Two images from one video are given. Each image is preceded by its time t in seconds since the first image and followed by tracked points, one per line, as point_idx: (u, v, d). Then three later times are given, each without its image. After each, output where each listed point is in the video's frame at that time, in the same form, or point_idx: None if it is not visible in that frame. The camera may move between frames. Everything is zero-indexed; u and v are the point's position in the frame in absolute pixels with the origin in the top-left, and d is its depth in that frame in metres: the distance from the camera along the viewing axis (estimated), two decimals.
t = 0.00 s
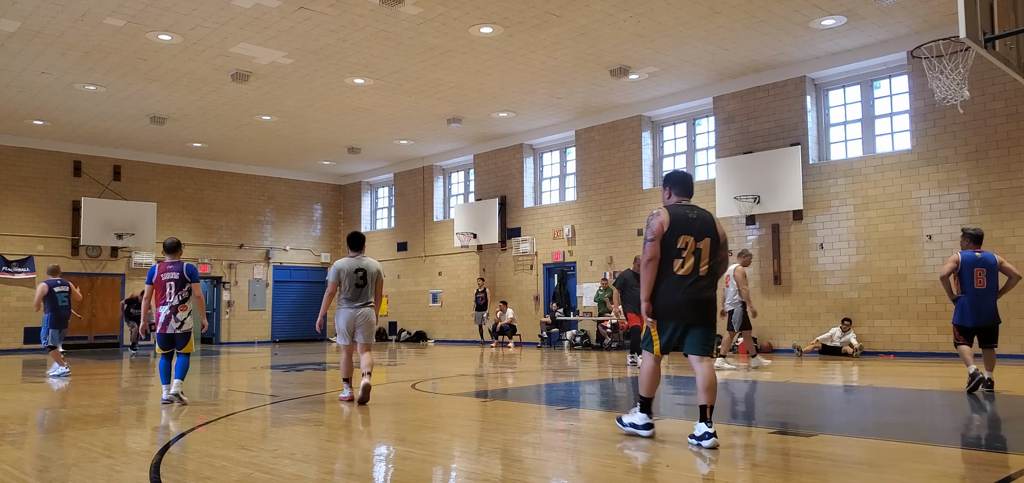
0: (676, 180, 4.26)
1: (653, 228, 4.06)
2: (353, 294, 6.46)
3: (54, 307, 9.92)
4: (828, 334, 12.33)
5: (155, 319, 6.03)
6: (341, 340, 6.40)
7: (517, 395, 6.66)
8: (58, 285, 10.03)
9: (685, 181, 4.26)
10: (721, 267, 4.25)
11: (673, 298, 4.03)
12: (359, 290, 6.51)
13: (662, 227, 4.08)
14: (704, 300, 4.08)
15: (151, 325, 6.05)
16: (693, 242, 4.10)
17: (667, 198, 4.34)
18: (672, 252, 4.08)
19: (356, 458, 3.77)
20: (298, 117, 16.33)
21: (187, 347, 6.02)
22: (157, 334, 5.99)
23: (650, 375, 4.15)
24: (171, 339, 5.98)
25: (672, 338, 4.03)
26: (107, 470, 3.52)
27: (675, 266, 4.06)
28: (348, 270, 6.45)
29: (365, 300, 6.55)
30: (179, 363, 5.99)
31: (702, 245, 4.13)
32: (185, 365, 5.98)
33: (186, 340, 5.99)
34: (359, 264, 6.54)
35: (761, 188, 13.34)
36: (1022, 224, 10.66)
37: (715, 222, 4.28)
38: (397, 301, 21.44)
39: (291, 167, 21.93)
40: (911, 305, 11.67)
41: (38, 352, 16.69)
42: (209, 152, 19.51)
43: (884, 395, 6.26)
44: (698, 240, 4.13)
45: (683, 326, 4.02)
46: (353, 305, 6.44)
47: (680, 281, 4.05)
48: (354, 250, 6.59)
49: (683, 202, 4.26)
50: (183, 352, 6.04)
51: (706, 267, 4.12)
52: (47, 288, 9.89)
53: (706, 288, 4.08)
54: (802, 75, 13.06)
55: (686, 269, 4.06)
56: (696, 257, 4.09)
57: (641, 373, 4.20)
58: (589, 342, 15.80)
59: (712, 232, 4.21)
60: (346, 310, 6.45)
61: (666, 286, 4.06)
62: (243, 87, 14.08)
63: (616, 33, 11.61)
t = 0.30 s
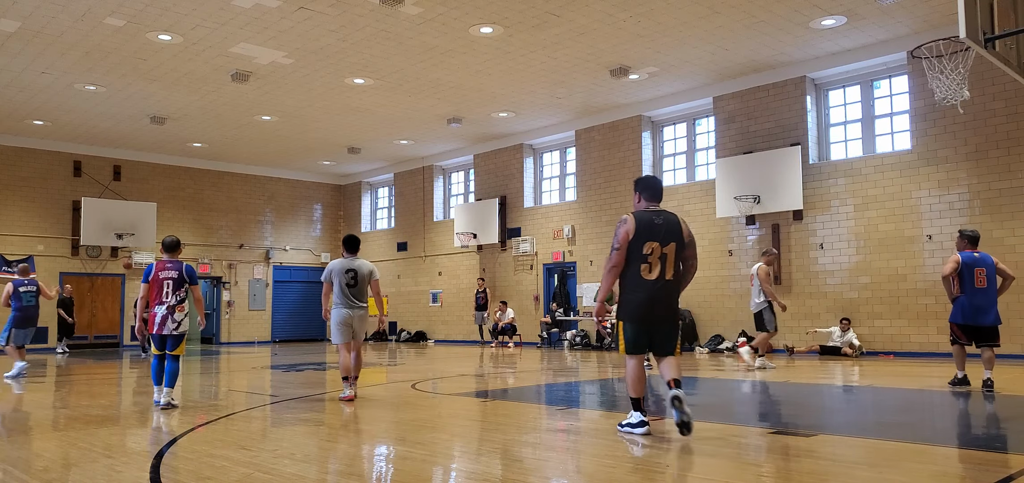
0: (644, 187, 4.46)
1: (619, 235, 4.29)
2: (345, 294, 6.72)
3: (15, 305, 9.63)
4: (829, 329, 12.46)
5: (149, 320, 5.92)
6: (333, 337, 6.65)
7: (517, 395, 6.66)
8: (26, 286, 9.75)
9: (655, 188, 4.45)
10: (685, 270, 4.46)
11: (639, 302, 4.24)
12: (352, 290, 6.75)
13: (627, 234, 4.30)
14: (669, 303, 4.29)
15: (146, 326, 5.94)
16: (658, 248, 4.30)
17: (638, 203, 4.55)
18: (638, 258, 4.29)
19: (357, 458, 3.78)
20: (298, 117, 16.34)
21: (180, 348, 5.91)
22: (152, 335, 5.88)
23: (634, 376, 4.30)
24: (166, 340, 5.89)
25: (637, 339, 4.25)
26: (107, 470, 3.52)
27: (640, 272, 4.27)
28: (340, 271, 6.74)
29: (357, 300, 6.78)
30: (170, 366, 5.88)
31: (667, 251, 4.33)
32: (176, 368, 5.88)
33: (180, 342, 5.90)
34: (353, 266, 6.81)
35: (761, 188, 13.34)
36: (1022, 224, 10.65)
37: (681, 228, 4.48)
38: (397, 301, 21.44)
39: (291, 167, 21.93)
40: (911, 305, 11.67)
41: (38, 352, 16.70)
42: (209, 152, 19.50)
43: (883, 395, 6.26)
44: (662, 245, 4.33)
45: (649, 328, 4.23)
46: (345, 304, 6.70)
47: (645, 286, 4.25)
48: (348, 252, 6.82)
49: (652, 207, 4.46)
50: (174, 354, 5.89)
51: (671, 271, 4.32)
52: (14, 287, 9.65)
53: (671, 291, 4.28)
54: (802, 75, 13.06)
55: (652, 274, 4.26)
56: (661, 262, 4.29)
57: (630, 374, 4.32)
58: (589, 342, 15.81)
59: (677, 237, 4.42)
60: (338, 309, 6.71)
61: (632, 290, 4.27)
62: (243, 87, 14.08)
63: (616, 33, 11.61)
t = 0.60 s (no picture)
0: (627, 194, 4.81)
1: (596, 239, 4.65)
2: (345, 296, 6.75)
3: None
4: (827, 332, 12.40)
5: (140, 321, 5.80)
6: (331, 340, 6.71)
7: (517, 395, 6.66)
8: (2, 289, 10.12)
9: (636, 194, 4.78)
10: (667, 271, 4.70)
11: (617, 302, 4.54)
12: (352, 292, 6.77)
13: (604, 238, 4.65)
14: (648, 303, 4.55)
15: (136, 326, 5.82)
16: (635, 251, 4.60)
17: (625, 210, 4.90)
18: (616, 260, 4.60)
19: (358, 458, 3.78)
20: (298, 117, 16.34)
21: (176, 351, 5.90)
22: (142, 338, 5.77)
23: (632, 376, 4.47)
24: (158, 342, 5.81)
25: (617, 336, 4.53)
26: (107, 470, 3.52)
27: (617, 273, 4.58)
28: (340, 273, 6.75)
29: (356, 302, 6.80)
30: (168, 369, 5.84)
31: (645, 253, 4.62)
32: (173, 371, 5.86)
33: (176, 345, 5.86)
34: (354, 267, 6.81)
35: (761, 188, 13.34)
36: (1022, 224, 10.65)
37: (662, 232, 4.76)
38: (397, 301, 21.44)
39: (291, 167, 21.92)
40: (910, 305, 11.67)
41: (38, 352, 16.70)
42: (209, 152, 19.50)
43: (884, 395, 6.25)
44: (640, 248, 4.63)
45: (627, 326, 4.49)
46: (344, 306, 6.75)
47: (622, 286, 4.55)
48: (349, 254, 6.79)
49: (635, 213, 4.79)
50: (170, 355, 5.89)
51: (649, 273, 4.60)
52: None
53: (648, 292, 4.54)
54: (802, 74, 13.06)
55: (631, 275, 4.55)
56: (638, 264, 4.57)
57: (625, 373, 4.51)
58: (589, 342, 15.81)
59: (656, 242, 4.70)
60: (338, 311, 6.76)
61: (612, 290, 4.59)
62: (244, 87, 14.08)
63: (616, 33, 11.61)
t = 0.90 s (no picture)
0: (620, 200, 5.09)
1: (592, 241, 4.93)
2: (345, 295, 6.75)
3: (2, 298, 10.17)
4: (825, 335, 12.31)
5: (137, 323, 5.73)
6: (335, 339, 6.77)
7: (517, 395, 6.66)
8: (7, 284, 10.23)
9: (629, 201, 5.08)
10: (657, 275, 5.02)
11: (608, 301, 4.86)
12: (352, 291, 6.78)
13: (600, 240, 4.93)
14: (638, 304, 4.87)
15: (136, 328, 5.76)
16: (628, 254, 4.90)
17: (617, 215, 5.18)
18: (610, 262, 4.90)
19: (357, 458, 3.78)
20: (298, 117, 16.34)
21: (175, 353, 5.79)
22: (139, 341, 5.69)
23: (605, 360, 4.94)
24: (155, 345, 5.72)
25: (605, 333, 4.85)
26: (107, 470, 3.52)
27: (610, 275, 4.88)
28: (340, 273, 6.74)
29: (357, 300, 6.81)
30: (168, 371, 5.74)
31: (637, 256, 4.92)
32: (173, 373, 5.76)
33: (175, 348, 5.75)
34: (352, 267, 6.80)
35: (761, 188, 13.34)
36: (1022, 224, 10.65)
37: (654, 237, 5.06)
38: (397, 301, 21.43)
39: (291, 167, 21.92)
40: (911, 305, 11.66)
41: (38, 352, 16.70)
42: (208, 152, 19.49)
43: (884, 395, 6.25)
44: (633, 252, 4.93)
45: (618, 325, 4.82)
46: (345, 306, 6.77)
47: (614, 287, 4.86)
48: (349, 254, 6.77)
49: (626, 218, 5.10)
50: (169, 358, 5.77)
51: (641, 275, 4.91)
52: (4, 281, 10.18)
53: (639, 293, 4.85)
54: (802, 75, 13.06)
55: (624, 277, 4.86)
56: (631, 267, 4.88)
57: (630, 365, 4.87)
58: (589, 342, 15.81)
59: (647, 245, 5.00)
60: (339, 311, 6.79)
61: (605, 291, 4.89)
62: (244, 87, 14.08)
63: (616, 33, 11.61)
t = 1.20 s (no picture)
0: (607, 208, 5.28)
1: (583, 250, 5.14)
2: (343, 295, 6.77)
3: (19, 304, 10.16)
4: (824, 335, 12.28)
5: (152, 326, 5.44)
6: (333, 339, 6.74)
7: (517, 395, 6.66)
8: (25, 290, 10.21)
9: (616, 208, 5.21)
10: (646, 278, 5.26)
11: (601, 305, 5.10)
12: (350, 292, 6.81)
13: (591, 248, 5.14)
14: (631, 307, 5.10)
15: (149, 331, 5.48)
16: (618, 260, 5.12)
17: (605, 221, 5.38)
18: (600, 269, 5.12)
19: (357, 458, 3.78)
20: (298, 117, 16.34)
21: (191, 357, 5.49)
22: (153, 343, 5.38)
23: (599, 366, 5.17)
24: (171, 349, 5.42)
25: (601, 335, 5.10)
26: (108, 470, 3.53)
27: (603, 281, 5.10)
28: (337, 273, 6.75)
29: (354, 301, 6.84)
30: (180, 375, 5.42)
31: (626, 261, 5.15)
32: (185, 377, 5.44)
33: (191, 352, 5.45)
34: (348, 268, 6.82)
35: (761, 188, 13.34)
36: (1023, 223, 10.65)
37: (641, 242, 5.27)
38: (397, 301, 21.43)
39: (291, 167, 21.92)
40: (911, 305, 11.66)
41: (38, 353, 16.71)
42: (208, 152, 19.50)
43: (885, 395, 6.25)
44: (622, 257, 5.15)
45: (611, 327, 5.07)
46: (342, 306, 6.76)
47: (607, 292, 5.10)
48: (344, 256, 6.78)
49: (614, 225, 5.27)
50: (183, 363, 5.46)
51: (631, 279, 5.15)
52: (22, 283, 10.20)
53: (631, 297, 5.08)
54: (802, 74, 13.06)
55: (613, 282, 5.10)
56: (621, 272, 5.11)
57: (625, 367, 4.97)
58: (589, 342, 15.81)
59: (636, 249, 5.22)
60: (336, 312, 6.76)
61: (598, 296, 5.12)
62: (244, 87, 14.08)
63: (616, 33, 11.61)
